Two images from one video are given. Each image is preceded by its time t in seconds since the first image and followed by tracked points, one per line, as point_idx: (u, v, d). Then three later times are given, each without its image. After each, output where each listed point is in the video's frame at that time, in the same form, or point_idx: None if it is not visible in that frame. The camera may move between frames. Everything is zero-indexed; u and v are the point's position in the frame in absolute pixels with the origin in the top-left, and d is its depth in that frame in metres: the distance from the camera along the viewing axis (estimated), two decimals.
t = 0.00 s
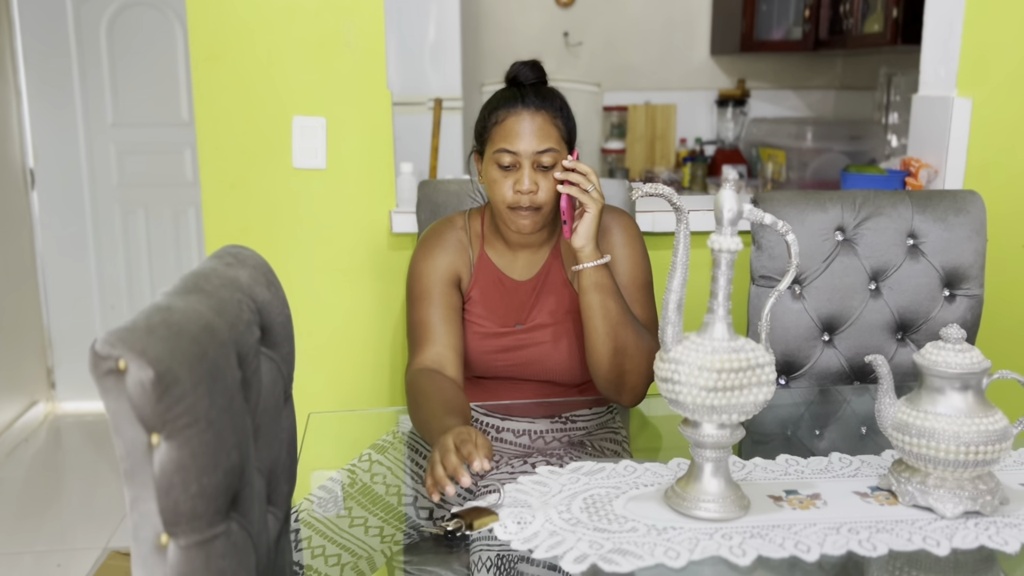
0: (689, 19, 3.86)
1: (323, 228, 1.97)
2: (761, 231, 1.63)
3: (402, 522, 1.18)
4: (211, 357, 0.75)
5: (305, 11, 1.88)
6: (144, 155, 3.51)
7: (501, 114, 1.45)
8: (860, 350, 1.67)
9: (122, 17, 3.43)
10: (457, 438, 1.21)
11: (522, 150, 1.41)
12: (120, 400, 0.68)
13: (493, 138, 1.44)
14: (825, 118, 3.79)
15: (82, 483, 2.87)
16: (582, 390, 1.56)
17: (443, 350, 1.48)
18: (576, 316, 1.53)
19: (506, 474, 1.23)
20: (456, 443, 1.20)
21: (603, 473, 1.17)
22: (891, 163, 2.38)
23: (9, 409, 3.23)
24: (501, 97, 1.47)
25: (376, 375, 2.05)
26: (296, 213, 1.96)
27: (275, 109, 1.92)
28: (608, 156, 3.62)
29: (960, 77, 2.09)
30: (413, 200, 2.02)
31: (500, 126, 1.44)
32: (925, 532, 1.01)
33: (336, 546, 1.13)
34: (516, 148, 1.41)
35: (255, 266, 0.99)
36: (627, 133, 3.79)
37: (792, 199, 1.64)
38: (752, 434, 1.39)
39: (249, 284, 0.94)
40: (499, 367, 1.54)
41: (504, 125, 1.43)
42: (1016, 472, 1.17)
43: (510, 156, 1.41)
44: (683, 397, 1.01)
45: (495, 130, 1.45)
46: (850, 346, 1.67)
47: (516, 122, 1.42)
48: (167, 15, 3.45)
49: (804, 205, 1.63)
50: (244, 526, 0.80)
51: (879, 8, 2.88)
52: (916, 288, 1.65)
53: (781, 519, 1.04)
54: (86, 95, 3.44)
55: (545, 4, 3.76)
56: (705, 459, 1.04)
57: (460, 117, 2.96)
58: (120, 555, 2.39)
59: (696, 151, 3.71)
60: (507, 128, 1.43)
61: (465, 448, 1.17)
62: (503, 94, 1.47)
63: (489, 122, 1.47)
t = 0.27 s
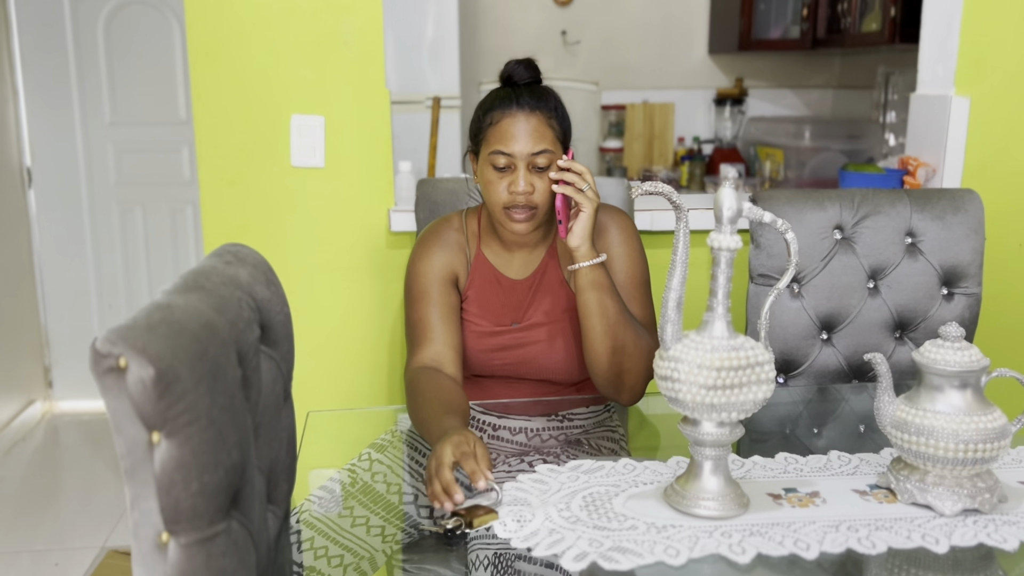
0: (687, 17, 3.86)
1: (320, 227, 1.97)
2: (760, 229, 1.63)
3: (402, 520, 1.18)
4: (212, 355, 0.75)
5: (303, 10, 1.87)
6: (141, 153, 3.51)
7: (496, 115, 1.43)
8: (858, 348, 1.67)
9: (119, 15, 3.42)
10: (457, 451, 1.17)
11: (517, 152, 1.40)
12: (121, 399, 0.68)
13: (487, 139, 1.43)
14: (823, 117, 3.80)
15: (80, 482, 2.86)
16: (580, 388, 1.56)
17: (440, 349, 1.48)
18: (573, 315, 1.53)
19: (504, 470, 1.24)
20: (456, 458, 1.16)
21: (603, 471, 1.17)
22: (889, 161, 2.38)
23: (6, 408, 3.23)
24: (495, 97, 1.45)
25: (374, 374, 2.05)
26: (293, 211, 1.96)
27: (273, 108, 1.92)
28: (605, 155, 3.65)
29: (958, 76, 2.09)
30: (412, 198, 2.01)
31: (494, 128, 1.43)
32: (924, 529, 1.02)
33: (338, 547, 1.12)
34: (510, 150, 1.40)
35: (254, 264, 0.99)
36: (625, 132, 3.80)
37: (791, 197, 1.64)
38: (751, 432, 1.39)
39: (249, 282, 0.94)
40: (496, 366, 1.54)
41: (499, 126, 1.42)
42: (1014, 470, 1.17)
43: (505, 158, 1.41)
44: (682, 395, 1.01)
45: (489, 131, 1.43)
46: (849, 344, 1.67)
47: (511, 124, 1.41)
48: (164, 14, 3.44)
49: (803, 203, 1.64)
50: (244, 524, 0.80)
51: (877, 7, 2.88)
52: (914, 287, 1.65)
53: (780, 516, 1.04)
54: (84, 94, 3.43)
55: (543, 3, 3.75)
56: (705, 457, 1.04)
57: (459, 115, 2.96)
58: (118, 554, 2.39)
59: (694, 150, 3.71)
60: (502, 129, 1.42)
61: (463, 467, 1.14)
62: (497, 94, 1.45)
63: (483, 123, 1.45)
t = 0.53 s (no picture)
0: (684, 17, 3.86)
1: (319, 226, 1.97)
2: (759, 228, 1.63)
3: (401, 519, 1.18)
4: (214, 354, 0.75)
5: (301, 9, 1.87)
6: (138, 152, 3.50)
7: (491, 115, 1.43)
8: (856, 347, 1.68)
9: (116, 14, 3.41)
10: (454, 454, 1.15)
11: (512, 152, 1.40)
12: (123, 398, 0.68)
13: (483, 139, 1.43)
14: (820, 117, 3.80)
15: (76, 482, 2.86)
16: (579, 387, 1.56)
17: (440, 348, 1.48)
18: (571, 314, 1.53)
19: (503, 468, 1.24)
20: (454, 462, 1.14)
21: (603, 470, 1.17)
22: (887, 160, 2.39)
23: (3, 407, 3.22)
24: (490, 98, 1.45)
25: (372, 374, 2.05)
26: (292, 211, 1.96)
27: (271, 107, 1.91)
28: (603, 154, 3.65)
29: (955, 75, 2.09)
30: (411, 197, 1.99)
31: (489, 128, 1.43)
32: (924, 527, 1.02)
33: (337, 545, 1.13)
34: (506, 150, 1.40)
35: (255, 263, 0.99)
36: (622, 131, 3.80)
37: (790, 197, 1.64)
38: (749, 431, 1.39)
39: (250, 281, 0.94)
40: (495, 366, 1.53)
41: (494, 126, 1.42)
42: (1013, 468, 1.18)
43: (500, 158, 1.41)
44: (682, 393, 1.01)
45: (485, 131, 1.43)
46: (847, 343, 1.68)
47: (506, 124, 1.41)
48: (161, 13, 3.44)
49: (802, 202, 1.64)
50: (246, 523, 0.80)
51: (874, 6, 2.89)
52: (913, 286, 1.66)
53: (780, 515, 1.04)
54: (81, 93, 3.43)
55: (541, 2, 3.76)
56: (705, 455, 1.04)
57: (457, 114, 2.96)
58: (116, 554, 2.39)
59: (691, 149, 3.71)
60: (497, 129, 1.42)
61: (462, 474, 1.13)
62: (492, 94, 1.45)
63: (479, 123, 1.45)
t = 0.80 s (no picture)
0: (680, 17, 3.87)
1: (317, 226, 1.97)
2: (757, 228, 1.64)
3: (401, 519, 1.19)
4: (216, 353, 0.75)
5: (299, 8, 1.87)
6: (134, 152, 3.49)
7: (491, 114, 1.43)
8: (854, 346, 1.68)
9: (112, 13, 3.41)
10: (455, 456, 1.14)
11: (512, 151, 1.40)
12: (126, 398, 0.68)
13: (482, 138, 1.43)
14: (817, 116, 3.81)
15: (73, 483, 2.85)
16: (577, 387, 1.56)
17: (438, 348, 1.48)
18: (570, 314, 1.53)
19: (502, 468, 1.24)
20: (456, 465, 1.13)
21: (602, 469, 1.17)
22: (884, 160, 2.39)
23: None
24: (490, 97, 1.45)
25: (370, 374, 2.05)
26: (289, 211, 1.96)
27: (269, 107, 1.91)
28: (599, 154, 3.63)
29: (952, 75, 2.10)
30: (408, 197, 2.01)
31: (489, 127, 1.43)
32: (923, 527, 1.02)
33: (336, 546, 1.12)
34: (505, 149, 1.41)
35: (256, 263, 0.99)
36: (619, 131, 3.80)
37: (788, 197, 1.64)
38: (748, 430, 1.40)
39: (251, 281, 0.94)
40: (494, 366, 1.53)
41: (494, 125, 1.42)
42: (1012, 467, 1.18)
43: (499, 157, 1.41)
44: (682, 393, 1.01)
45: (484, 130, 1.43)
46: (845, 342, 1.68)
47: (506, 123, 1.41)
48: (157, 12, 3.43)
49: (800, 202, 1.64)
50: (248, 523, 0.80)
51: (871, 6, 2.89)
52: (910, 286, 1.66)
53: (780, 514, 1.04)
54: (77, 93, 3.42)
55: (538, 2, 3.76)
56: (705, 455, 1.04)
57: (454, 114, 2.96)
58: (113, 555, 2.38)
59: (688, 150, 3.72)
60: (496, 128, 1.42)
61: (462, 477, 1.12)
62: (492, 93, 1.45)
63: (479, 122, 1.45)
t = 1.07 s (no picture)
0: (676, 18, 3.87)
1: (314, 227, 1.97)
2: (755, 229, 1.64)
3: (400, 520, 1.17)
4: (220, 354, 0.75)
5: (297, 9, 1.87)
6: (130, 153, 3.48)
7: (493, 114, 1.43)
8: (852, 347, 1.68)
9: (108, 14, 3.40)
10: (456, 457, 1.15)
11: (512, 151, 1.40)
12: (130, 399, 0.68)
13: (484, 138, 1.43)
14: (812, 117, 3.82)
15: (69, 484, 2.84)
16: (576, 388, 1.56)
17: (438, 348, 1.48)
18: (569, 315, 1.53)
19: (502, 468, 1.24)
20: (458, 466, 1.14)
21: (603, 470, 1.17)
22: (881, 161, 2.40)
23: None
24: (492, 96, 1.45)
25: (368, 374, 2.05)
26: (287, 212, 1.96)
27: (267, 108, 1.91)
28: (596, 155, 3.62)
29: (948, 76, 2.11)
30: (406, 198, 2.02)
31: (490, 126, 1.43)
32: (924, 527, 1.02)
33: (336, 547, 1.12)
34: (506, 149, 1.41)
35: (257, 263, 0.99)
36: (615, 132, 3.80)
37: (786, 197, 1.64)
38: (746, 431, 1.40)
39: (252, 282, 0.94)
40: (492, 366, 1.53)
41: (495, 125, 1.42)
42: (1011, 466, 1.18)
43: (500, 157, 1.41)
44: (683, 393, 1.01)
45: (485, 130, 1.43)
46: (843, 343, 1.68)
47: (507, 123, 1.41)
48: (153, 13, 3.42)
49: (798, 203, 1.64)
50: (251, 524, 0.80)
51: (867, 8, 2.90)
52: (908, 286, 1.67)
53: (781, 514, 1.04)
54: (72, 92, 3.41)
55: (534, 3, 3.76)
56: (706, 456, 1.04)
57: (451, 115, 2.96)
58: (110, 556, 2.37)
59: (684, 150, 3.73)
60: (498, 128, 1.42)
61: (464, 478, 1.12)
62: (495, 93, 1.45)
63: (480, 122, 1.45)
